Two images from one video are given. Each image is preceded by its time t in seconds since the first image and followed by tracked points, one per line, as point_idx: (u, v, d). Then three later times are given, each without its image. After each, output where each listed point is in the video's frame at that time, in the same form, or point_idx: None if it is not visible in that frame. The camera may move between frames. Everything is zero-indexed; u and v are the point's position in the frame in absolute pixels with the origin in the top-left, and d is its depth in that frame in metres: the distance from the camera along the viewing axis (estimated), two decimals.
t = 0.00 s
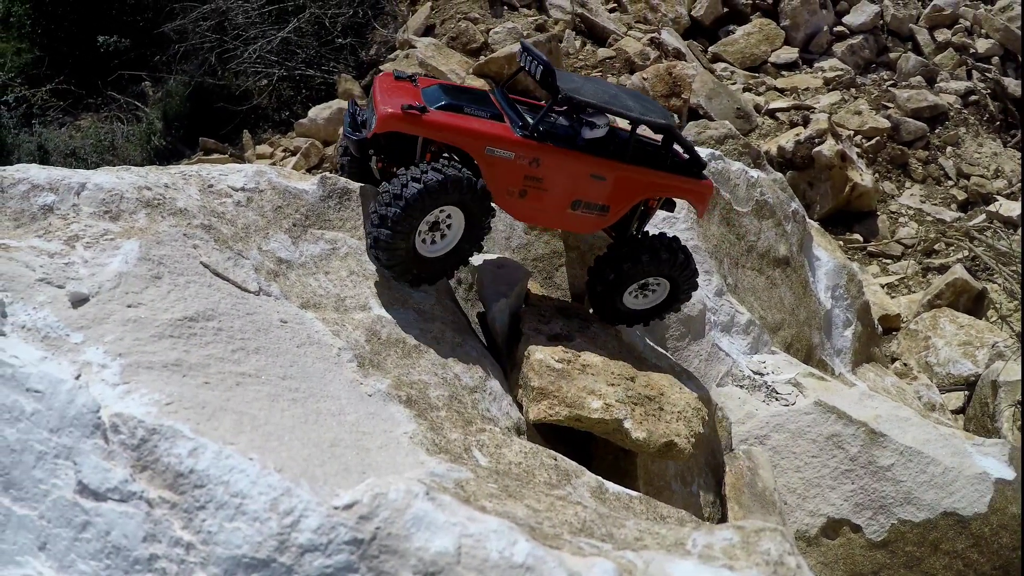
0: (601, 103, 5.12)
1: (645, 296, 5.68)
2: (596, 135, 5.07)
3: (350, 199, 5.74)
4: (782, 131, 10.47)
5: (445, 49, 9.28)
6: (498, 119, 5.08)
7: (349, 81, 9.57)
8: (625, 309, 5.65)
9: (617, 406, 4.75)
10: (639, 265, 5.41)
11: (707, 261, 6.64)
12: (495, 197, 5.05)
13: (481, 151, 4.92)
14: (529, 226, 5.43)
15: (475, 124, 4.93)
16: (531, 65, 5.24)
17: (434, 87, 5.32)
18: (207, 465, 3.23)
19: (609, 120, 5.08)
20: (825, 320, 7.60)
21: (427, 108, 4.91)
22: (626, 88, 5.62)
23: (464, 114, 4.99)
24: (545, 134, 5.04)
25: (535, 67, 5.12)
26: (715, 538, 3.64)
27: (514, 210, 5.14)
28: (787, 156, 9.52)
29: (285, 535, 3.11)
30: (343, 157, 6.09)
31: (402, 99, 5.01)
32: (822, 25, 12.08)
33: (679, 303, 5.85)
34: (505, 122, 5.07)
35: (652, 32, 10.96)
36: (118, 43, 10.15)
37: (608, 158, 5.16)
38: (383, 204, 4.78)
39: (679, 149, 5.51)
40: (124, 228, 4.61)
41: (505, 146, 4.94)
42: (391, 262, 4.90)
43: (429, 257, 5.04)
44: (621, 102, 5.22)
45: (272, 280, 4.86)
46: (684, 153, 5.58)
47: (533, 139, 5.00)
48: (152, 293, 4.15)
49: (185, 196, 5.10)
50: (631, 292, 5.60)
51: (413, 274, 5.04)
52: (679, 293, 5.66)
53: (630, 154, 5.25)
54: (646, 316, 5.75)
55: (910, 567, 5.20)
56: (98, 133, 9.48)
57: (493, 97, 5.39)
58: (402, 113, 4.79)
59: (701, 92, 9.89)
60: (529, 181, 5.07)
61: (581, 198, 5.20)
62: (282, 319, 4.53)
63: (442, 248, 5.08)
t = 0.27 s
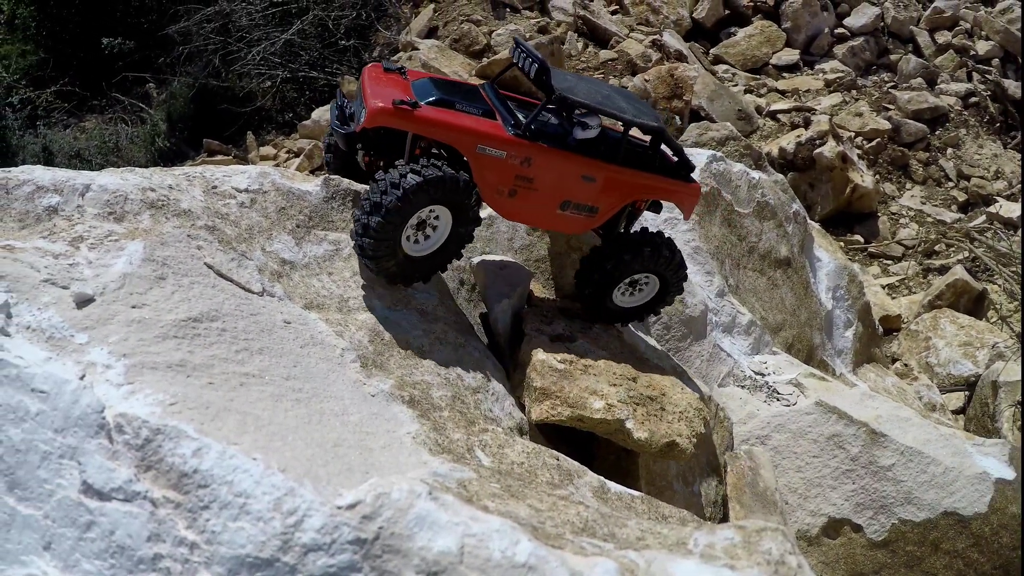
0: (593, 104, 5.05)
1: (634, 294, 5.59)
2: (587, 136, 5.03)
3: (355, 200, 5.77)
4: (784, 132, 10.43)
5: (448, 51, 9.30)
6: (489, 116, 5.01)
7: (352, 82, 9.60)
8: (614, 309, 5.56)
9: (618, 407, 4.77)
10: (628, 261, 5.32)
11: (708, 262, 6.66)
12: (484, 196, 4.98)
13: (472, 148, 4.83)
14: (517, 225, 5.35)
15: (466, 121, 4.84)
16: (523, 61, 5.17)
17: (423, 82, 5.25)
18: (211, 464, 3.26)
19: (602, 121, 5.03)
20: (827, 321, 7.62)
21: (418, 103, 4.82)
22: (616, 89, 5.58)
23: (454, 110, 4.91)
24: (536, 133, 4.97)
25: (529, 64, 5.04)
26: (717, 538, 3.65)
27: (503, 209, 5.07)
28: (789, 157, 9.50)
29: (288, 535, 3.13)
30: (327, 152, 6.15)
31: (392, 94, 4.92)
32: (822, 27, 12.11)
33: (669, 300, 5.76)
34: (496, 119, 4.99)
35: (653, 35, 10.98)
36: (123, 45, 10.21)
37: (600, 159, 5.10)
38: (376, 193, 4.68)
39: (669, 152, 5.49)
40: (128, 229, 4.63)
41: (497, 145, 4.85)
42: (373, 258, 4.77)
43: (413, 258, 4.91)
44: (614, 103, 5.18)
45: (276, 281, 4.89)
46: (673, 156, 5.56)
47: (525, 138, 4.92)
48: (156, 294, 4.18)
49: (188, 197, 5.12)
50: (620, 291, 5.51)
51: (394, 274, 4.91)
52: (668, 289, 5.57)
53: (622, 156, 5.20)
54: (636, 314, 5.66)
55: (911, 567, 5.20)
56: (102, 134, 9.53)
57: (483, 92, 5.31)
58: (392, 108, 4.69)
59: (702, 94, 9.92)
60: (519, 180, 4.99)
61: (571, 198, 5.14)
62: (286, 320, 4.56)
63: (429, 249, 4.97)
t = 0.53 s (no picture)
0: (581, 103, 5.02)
1: (621, 292, 5.57)
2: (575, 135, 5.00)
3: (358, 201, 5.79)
4: (784, 134, 10.50)
5: (451, 53, 9.33)
6: (476, 111, 4.94)
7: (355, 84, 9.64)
8: (601, 307, 5.53)
9: (621, 407, 4.79)
10: (617, 255, 5.30)
11: (710, 263, 6.69)
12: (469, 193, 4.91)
13: (460, 144, 4.76)
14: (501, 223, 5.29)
15: (454, 116, 4.77)
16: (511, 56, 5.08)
17: (410, 75, 5.17)
18: (215, 465, 3.29)
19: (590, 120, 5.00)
20: (828, 322, 7.65)
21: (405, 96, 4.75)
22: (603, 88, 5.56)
23: (442, 105, 4.84)
24: (524, 130, 4.92)
25: (518, 60, 4.98)
26: (718, 538, 3.67)
27: (488, 207, 5.01)
28: (790, 159, 9.53)
29: (292, 534, 3.16)
30: (308, 147, 6.16)
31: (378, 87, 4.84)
32: (824, 28, 12.11)
33: (655, 300, 5.75)
34: (483, 115, 4.93)
35: (655, 36, 11.01)
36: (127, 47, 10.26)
37: (587, 159, 5.07)
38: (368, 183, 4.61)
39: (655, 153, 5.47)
40: (132, 230, 4.67)
41: (485, 142, 4.79)
42: (353, 251, 4.67)
43: (392, 258, 4.84)
44: (602, 103, 5.15)
45: (279, 282, 4.91)
46: (658, 158, 5.54)
47: (513, 135, 4.87)
48: (160, 295, 4.21)
49: (192, 199, 5.15)
50: (607, 288, 5.48)
51: (370, 272, 4.82)
52: (655, 288, 5.56)
53: (608, 156, 5.17)
54: (623, 314, 5.62)
55: (911, 566, 5.23)
56: (106, 136, 9.59)
57: (469, 88, 5.24)
58: (379, 102, 4.62)
59: (704, 96, 9.97)
60: (506, 178, 4.93)
61: (557, 197, 5.09)
62: (289, 320, 4.58)
63: (409, 252, 4.89)
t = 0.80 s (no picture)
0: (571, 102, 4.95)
1: (611, 292, 5.49)
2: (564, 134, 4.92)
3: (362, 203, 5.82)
4: (785, 136, 10.54)
5: (454, 55, 9.36)
6: (464, 109, 4.87)
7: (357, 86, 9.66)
8: (590, 306, 5.44)
9: (623, 407, 4.82)
10: (604, 253, 5.23)
11: (711, 264, 6.71)
12: (456, 192, 4.84)
13: (447, 142, 4.69)
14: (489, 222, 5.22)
15: (441, 113, 4.70)
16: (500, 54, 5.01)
17: (398, 72, 5.11)
18: (218, 465, 3.31)
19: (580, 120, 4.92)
20: (828, 322, 7.67)
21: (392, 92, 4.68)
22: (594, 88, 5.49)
23: (429, 102, 4.77)
24: (512, 129, 4.85)
25: (509, 57, 4.90)
26: (720, 537, 3.69)
27: (476, 206, 4.94)
28: (791, 160, 9.57)
29: (295, 534, 3.18)
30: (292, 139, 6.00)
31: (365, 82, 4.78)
32: (825, 30, 12.10)
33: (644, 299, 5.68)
34: (471, 113, 4.86)
35: (657, 38, 11.03)
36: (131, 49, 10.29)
37: (576, 159, 4.99)
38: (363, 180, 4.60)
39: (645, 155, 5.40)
40: (136, 231, 4.69)
41: (473, 139, 4.72)
42: (334, 245, 4.65)
43: (371, 259, 4.83)
44: (592, 102, 5.07)
45: (283, 283, 4.92)
46: (648, 160, 5.47)
47: (501, 133, 4.79)
48: (164, 295, 4.24)
49: (196, 200, 5.17)
50: (596, 287, 5.41)
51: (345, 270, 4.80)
52: (644, 286, 5.48)
53: (598, 156, 5.10)
54: (612, 314, 5.54)
55: (911, 566, 5.25)
56: (111, 138, 9.65)
57: (457, 86, 5.17)
58: (366, 97, 4.55)
59: (705, 97, 10.00)
60: (494, 177, 4.86)
61: (546, 197, 5.02)
62: (292, 321, 4.60)
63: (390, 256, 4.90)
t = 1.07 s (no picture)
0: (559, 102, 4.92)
1: (600, 290, 5.51)
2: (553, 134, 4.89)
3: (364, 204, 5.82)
4: (785, 138, 10.56)
5: (456, 57, 9.39)
6: (452, 108, 4.82)
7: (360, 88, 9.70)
8: (581, 305, 5.46)
9: (624, 407, 4.84)
10: (596, 251, 5.23)
11: (713, 265, 6.73)
12: (443, 192, 4.80)
13: (435, 142, 4.64)
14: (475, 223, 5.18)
15: (429, 113, 4.65)
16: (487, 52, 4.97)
17: (384, 70, 5.05)
18: (222, 465, 3.34)
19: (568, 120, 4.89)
20: (830, 323, 7.68)
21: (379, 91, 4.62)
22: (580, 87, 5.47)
23: (417, 101, 4.71)
24: (501, 129, 4.81)
25: (498, 56, 4.86)
26: (721, 537, 3.71)
27: (462, 206, 4.90)
28: (792, 161, 9.61)
29: (299, 534, 3.21)
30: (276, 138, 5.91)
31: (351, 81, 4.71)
32: (825, 32, 12.11)
33: (632, 296, 5.70)
34: (458, 113, 4.81)
35: (659, 40, 11.05)
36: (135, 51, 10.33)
37: (565, 159, 4.98)
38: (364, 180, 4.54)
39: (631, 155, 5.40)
40: (141, 232, 4.72)
41: (461, 139, 4.68)
42: (325, 241, 4.51)
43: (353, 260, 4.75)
44: (580, 102, 5.05)
45: (286, 283, 4.94)
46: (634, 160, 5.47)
47: (490, 133, 4.75)
48: (168, 296, 4.27)
49: (200, 201, 5.20)
50: (586, 286, 5.41)
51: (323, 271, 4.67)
52: (634, 283, 5.50)
53: (586, 156, 5.09)
54: (601, 312, 5.56)
55: (912, 566, 5.25)
56: (115, 139, 9.70)
57: (445, 84, 5.11)
58: (352, 96, 4.49)
59: (707, 99, 9.91)
60: (481, 177, 4.83)
61: (533, 198, 5.00)
62: (296, 322, 4.63)
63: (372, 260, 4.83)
